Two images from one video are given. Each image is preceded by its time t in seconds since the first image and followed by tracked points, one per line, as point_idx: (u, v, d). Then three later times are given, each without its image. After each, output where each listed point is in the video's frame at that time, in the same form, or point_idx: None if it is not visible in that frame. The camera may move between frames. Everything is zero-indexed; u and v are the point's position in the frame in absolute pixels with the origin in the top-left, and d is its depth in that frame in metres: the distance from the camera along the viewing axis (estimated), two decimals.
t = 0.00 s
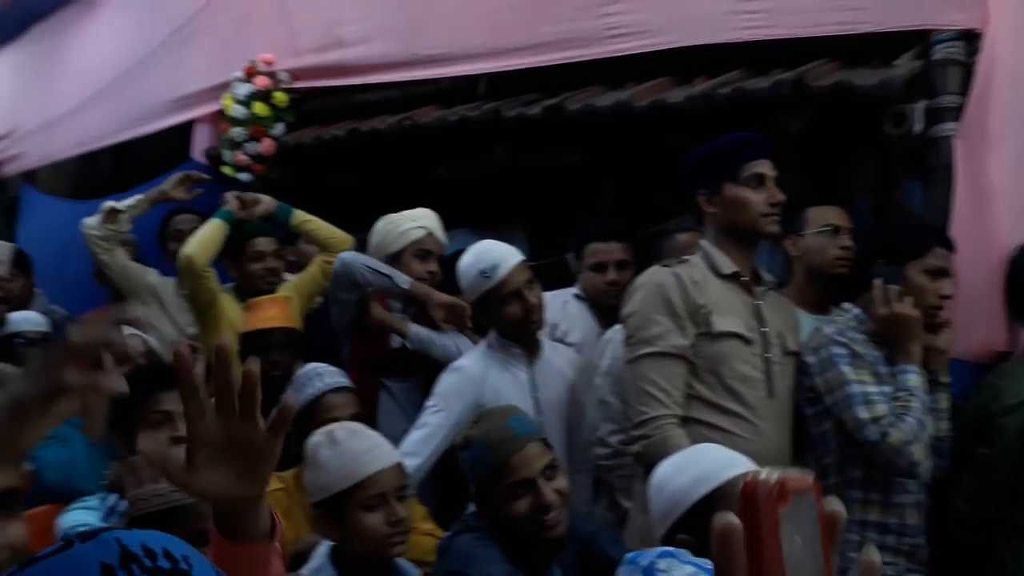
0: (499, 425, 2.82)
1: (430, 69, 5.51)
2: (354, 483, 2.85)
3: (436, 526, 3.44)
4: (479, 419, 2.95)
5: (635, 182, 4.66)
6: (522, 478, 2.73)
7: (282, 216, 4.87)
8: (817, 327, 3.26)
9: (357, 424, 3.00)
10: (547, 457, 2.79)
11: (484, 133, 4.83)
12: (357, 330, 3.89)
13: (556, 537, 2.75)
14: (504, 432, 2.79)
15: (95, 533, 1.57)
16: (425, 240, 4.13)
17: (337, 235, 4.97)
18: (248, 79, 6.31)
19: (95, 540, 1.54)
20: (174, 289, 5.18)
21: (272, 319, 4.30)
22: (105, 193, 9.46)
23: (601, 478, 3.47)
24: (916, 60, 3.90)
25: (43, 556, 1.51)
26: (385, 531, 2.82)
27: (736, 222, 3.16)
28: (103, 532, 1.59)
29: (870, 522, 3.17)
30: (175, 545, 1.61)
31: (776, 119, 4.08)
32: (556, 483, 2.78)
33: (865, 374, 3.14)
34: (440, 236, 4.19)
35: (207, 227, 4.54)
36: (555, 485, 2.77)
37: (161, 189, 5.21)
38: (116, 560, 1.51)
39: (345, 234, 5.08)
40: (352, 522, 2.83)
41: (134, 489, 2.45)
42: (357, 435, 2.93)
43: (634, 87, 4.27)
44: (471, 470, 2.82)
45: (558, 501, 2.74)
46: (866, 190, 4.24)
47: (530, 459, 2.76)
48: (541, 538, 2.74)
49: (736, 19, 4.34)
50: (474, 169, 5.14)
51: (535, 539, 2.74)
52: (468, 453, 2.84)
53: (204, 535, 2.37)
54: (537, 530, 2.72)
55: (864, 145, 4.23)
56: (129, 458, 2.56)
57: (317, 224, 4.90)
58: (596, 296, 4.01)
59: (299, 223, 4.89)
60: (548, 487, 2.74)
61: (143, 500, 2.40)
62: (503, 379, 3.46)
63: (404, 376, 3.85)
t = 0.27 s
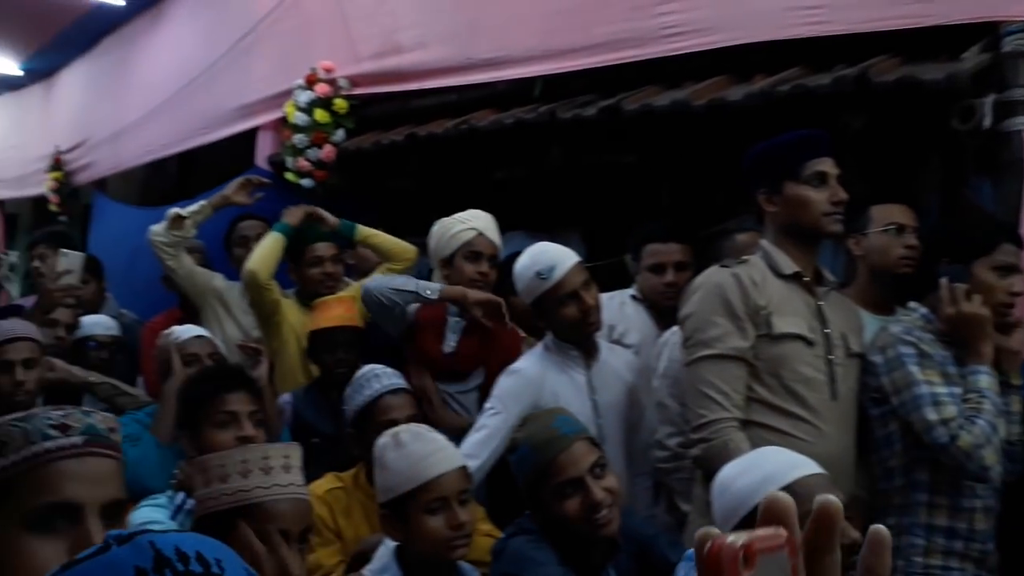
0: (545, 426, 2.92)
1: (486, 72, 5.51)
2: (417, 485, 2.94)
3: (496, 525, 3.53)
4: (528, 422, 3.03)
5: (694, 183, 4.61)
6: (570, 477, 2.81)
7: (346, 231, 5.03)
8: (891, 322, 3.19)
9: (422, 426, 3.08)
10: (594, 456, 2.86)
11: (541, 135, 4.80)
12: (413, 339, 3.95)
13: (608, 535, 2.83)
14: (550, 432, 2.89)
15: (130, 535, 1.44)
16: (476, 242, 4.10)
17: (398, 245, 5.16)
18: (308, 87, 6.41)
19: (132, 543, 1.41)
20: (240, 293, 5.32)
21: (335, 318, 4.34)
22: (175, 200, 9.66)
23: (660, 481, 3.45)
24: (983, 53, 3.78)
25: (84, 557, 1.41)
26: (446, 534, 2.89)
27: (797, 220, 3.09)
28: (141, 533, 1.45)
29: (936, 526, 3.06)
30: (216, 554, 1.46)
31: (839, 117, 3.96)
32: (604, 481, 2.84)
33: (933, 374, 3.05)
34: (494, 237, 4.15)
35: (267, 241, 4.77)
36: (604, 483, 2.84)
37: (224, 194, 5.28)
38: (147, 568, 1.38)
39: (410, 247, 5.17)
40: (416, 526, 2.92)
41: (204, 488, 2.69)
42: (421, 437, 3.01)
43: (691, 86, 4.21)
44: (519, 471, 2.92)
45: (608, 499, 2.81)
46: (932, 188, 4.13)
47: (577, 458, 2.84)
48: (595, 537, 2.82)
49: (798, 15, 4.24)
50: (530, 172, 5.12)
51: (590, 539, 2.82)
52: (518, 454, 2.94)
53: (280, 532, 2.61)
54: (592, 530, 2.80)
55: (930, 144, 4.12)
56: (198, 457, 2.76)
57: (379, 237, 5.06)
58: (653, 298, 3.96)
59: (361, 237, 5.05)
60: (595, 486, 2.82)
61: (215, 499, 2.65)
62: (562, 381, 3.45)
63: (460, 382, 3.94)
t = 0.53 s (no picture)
0: (594, 427, 2.90)
1: (538, 73, 5.48)
2: (473, 485, 2.94)
3: (550, 527, 3.50)
4: (574, 423, 3.00)
5: (750, 181, 4.54)
6: (619, 479, 2.78)
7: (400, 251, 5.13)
8: (960, 321, 3.10)
9: (481, 426, 3.08)
10: (643, 457, 2.83)
11: (593, 134, 4.75)
12: (465, 344, 3.98)
13: (661, 537, 2.79)
14: (597, 434, 2.86)
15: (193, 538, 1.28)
16: (527, 241, 4.06)
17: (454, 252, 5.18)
18: (363, 92, 6.45)
19: (193, 546, 1.26)
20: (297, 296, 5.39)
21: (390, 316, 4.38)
22: (235, 206, 9.79)
23: (718, 484, 3.39)
24: None
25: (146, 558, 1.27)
26: (502, 535, 2.87)
27: (856, 217, 3.03)
28: (207, 534, 1.29)
29: (1004, 531, 2.94)
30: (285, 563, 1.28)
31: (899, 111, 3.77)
32: (654, 482, 2.81)
33: (1002, 375, 2.97)
34: (545, 236, 4.11)
35: (326, 249, 4.88)
36: (654, 485, 2.81)
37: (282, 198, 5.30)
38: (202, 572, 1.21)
39: (466, 256, 5.17)
40: (472, 526, 2.90)
41: (264, 487, 2.73)
42: (479, 438, 3.01)
43: (745, 83, 4.14)
44: (569, 472, 2.89)
45: (658, 500, 2.78)
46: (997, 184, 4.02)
47: (626, 460, 2.81)
48: (648, 538, 2.78)
49: (857, 8, 4.08)
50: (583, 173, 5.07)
51: (642, 540, 2.78)
52: (567, 456, 2.90)
53: (336, 532, 2.60)
54: (644, 530, 2.76)
55: (995, 138, 4.00)
56: (258, 456, 2.81)
57: (433, 250, 5.14)
58: (709, 298, 3.91)
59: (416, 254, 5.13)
60: (646, 487, 2.79)
61: (272, 499, 2.69)
62: (617, 383, 3.41)
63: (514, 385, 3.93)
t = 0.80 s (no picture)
0: (645, 430, 2.85)
1: (585, 74, 5.43)
2: (516, 487, 2.94)
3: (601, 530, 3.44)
4: (622, 426, 2.97)
5: (803, 179, 4.46)
6: (671, 483, 2.74)
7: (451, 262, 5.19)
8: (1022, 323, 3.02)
9: (516, 429, 3.09)
10: (695, 460, 2.78)
11: (640, 134, 4.69)
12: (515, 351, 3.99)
13: (713, 541, 2.74)
14: (649, 437, 2.81)
15: (261, 536, 1.54)
16: (573, 244, 4.02)
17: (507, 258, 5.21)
18: (411, 97, 6.45)
19: (259, 543, 1.52)
20: (348, 300, 5.43)
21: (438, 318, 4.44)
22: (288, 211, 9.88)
23: (774, 488, 3.33)
24: None
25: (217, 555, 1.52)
26: (545, 538, 2.86)
27: (911, 216, 2.96)
28: (273, 533, 1.55)
29: None
30: (341, 554, 1.52)
31: (957, 107, 3.63)
32: (705, 486, 2.77)
33: None
34: (590, 238, 4.06)
35: (381, 254, 4.97)
36: (705, 489, 2.76)
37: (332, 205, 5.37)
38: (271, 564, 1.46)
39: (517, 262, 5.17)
40: (515, 530, 2.90)
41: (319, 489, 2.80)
42: (516, 441, 3.01)
43: (796, 81, 4.06)
44: (619, 475, 2.85)
45: (710, 505, 2.73)
46: None
47: (677, 463, 2.76)
48: (699, 542, 2.74)
49: (908, 6, 3.91)
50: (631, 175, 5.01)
51: (694, 544, 2.74)
52: (616, 459, 2.87)
53: (386, 533, 2.71)
54: (695, 535, 2.72)
55: None
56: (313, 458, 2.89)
57: (484, 258, 5.19)
58: (761, 298, 3.86)
59: (467, 264, 5.19)
60: (698, 492, 2.74)
61: (332, 498, 2.76)
62: (671, 387, 3.39)
63: (566, 387, 3.93)
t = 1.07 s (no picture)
0: (695, 433, 2.81)
1: (633, 74, 5.38)
2: (567, 487, 2.94)
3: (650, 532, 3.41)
4: (671, 428, 2.94)
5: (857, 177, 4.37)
6: (722, 486, 2.71)
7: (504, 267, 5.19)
8: None
9: (564, 431, 3.10)
10: (745, 463, 2.76)
11: (690, 133, 4.64)
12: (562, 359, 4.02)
13: (765, 545, 2.71)
14: (698, 441, 2.77)
15: (321, 534, 1.51)
16: (621, 246, 3.97)
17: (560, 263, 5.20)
18: (459, 100, 6.45)
19: (321, 543, 1.47)
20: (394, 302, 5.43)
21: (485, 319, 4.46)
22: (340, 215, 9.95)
23: (829, 492, 3.27)
24: None
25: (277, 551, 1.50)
26: (598, 536, 2.87)
27: (969, 213, 2.88)
28: (333, 531, 1.51)
29: None
30: (399, 552, 1.49)
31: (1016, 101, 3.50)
32: (756, 490, 2.74)
33: None
34: (638, 240, 4.01)
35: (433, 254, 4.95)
36: (756, 492, 2.74)
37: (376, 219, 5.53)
38: (335, 562, 1.42)
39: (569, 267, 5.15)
40: (567, 529, 2.90)
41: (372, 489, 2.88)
42: (564, 442, 3.03)
43: (849, 77, 3.98)
44: (668, 478, 2.83)
45: (762, 509, 2.70)
46: None
47: (728, 467, 2.73)
48: (751, 546, 2.72)
49: None
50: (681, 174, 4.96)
51: (746, 547, 2.71)
52: (665, 462, 2.84)
53: (436, 534, 2.73)
54: (748, 538, 2.69)
55: None
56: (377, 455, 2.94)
57: (536, 263, 5.16)
58: (814, 298, 3.79)
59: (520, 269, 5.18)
60: (749, 495, 2.71)
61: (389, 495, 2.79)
62: (726, 390, 3.34)
63: (616, 389, 3.91)
